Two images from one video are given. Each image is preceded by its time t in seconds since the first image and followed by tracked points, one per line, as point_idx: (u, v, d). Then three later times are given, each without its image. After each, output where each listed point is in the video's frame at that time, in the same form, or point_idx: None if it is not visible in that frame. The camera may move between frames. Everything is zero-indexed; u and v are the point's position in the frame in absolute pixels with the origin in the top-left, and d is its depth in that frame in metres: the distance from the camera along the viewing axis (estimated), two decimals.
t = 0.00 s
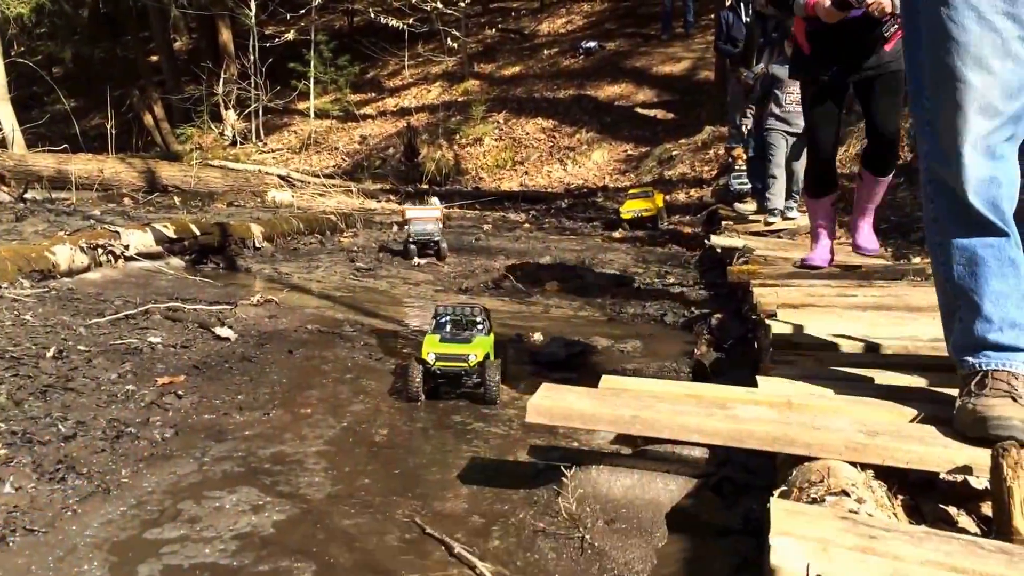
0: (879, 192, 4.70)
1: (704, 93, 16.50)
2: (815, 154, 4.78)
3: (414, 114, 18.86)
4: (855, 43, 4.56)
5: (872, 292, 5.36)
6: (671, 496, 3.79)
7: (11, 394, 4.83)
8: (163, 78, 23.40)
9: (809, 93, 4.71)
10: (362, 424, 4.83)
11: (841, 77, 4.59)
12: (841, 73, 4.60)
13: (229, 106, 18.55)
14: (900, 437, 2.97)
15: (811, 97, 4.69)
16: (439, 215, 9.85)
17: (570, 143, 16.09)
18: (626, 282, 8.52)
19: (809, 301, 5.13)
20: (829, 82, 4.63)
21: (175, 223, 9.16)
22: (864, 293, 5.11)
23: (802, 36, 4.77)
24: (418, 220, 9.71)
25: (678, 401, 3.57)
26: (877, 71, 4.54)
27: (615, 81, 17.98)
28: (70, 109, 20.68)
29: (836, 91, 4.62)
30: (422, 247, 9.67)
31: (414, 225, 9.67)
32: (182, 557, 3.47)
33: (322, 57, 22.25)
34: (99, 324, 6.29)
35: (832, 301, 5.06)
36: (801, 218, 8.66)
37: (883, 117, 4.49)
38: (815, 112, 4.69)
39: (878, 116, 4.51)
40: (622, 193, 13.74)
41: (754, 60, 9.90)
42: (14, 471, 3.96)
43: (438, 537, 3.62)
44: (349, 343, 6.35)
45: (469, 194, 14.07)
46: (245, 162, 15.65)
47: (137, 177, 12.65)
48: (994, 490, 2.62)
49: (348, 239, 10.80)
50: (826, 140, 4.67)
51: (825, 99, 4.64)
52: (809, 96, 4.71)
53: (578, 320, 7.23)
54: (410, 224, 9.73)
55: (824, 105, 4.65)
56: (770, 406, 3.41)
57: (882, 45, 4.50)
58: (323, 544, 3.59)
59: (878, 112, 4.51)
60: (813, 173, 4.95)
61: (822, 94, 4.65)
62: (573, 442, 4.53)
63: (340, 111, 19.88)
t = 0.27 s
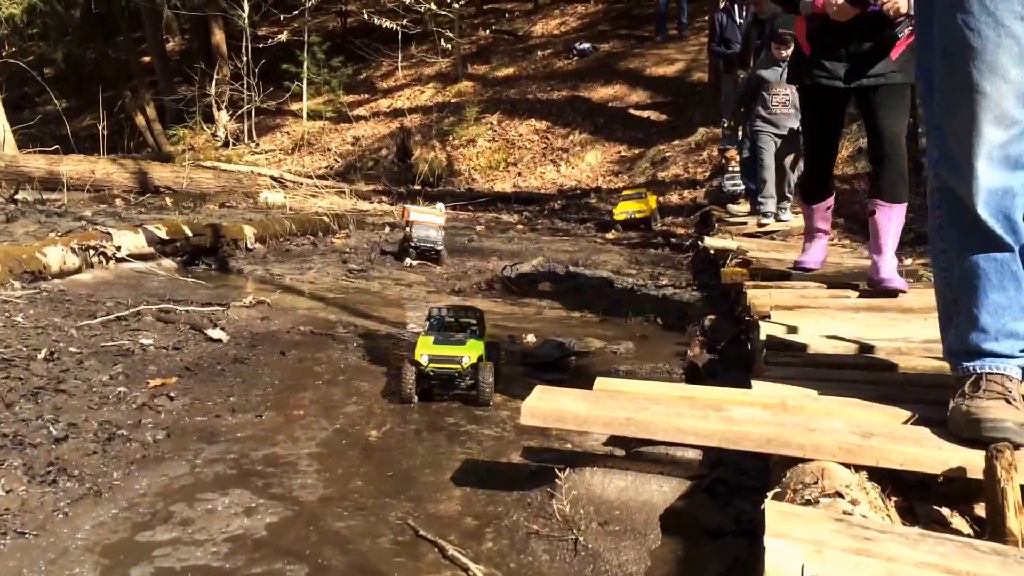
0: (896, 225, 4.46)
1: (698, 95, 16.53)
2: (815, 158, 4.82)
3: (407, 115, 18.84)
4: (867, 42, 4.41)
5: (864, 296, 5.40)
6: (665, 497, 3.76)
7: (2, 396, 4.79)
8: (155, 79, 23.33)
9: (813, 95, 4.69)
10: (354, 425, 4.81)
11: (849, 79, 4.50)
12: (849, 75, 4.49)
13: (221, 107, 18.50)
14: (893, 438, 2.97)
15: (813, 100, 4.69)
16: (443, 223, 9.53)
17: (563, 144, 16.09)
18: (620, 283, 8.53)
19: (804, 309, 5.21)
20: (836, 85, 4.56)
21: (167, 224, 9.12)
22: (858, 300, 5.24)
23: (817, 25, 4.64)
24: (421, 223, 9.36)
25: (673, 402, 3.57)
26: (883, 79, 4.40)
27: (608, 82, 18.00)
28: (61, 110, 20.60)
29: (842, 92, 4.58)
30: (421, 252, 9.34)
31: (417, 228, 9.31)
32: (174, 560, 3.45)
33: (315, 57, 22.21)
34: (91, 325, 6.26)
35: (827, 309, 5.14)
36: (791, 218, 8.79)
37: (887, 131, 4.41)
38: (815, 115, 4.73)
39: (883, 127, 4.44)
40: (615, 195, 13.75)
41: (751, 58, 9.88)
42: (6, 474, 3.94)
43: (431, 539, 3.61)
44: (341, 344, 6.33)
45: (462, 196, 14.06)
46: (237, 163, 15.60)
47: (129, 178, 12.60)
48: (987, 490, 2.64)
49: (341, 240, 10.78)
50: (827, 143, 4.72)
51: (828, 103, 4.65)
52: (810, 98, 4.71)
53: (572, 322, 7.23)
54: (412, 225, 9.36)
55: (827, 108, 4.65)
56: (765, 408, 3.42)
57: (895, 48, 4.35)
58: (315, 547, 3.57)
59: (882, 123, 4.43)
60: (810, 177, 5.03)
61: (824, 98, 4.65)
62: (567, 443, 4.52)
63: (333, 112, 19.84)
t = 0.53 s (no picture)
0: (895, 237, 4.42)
1: (690, 95, 16.56)
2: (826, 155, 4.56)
3: (399, 115, 18.82)
4: (881, 34, 4.20)
5: (857, 299, 5.42)
6: (659, 501, 3.75)
7: None
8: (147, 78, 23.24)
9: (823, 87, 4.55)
10: (348, 428, 4.80)
11: (859, 73, 4.33)
12: (858, 70, 4.32)
13: (213, 107, 18.43)
14: (888, 440, 3.05)
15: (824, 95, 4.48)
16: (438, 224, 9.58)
17: (556, 145, 16.09)
18: (613, 285, 8.54)
19: (801, 313, 5.24)
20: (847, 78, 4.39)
21: (159, 224, 9.07)
22: (856, 302, 5.26)
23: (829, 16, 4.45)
24: (417, 225, 9.41)
25: (667, 404, 3.60)
26: (899, 75, 4.20)
27: (601, 83, 18.02)
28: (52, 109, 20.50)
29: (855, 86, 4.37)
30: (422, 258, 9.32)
31: (413, 231, 9.35)
32: (169, 564, 3.43)
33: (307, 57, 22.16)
34: (83, 327, 6.22)
35: (822, 313, 5.17)
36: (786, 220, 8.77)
37: (900, 133, 4.22)
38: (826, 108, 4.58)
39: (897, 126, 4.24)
40: (608, 195, 13.76)
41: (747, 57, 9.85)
42: None
43: (426, 542, 3.60)
44: (334, 346, 6.31)
45: (455, 196, 14.05)
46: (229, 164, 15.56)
47: (120, 179, 12.55)
48: (984, 491, 2.71)
49: (333, 241, 10.75)
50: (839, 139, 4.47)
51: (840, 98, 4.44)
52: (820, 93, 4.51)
53: (566, 324, 7.23)
54: (408, 229, 9.42)
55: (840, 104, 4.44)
56: (760, 411, 3.45)
57: (915, 41, 4.16)
58: (310, 550, 3.56)
59: (894, 123, 4.25)
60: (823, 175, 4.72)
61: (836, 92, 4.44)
62: (562, 446, 4.52)
63: (325, 112, 19.79)
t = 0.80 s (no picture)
0: (897, 242, 4.59)
1: (684, 94, 16.57)
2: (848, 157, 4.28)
3: (392, 114, 18.79)
4: (890, 28, 4.08)
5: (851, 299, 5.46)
6: (655, 504, 3.79)
7: None
8: (138, 78, 23.14)
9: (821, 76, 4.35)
10: (343, 430, 4.79)
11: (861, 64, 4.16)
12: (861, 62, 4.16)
13: (205, 106, 18.36)
14: (885, 444, 3.14)
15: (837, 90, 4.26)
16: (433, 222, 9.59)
17: (549, 144, 16.08)
18: (608, 285, 8.55)
19: (795, 312, 5.30)
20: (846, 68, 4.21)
21: (152, 225, 9.03)
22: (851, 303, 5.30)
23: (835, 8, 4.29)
24: (413, 225, 9.39)
25: (663, 406, 3.61)
26: (912, 72, 4.09)
27: (594, 82, 18.01)
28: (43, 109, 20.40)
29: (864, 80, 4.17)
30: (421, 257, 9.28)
31: (410, 230, 9.32)
32: (163, 567, 3.42)
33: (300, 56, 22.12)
34: (76, 328, 6.19)
35: (817, 313, 5.22)
36: (784, 229, 8.45)
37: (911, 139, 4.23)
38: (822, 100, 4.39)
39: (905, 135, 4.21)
40: (602, 194, 13.77)
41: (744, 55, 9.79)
42: None
43: (421, 545, 3.59)
44: (329, 348, 6.29)
45: (449, 196, 14.03)
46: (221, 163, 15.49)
47: (113, 179, 12.49)
48: (983, 492, 2.77)
49: (327, 241, 10.71)
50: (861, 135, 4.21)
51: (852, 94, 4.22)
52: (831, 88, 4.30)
53: (561, 324, 7.23)
54: (404, 229, 9.39)
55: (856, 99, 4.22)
56: (754, 414, 3.50)
57: (931, 38, 4.08)
58: (306, 553, 3.55)
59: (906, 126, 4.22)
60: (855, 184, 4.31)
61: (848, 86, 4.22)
62: (557, 446, 4.52)
63: (318, 111, 19.74)
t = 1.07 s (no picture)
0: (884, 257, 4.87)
1: (679, 92, 16.57)
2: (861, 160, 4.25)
3: (386, 113, 18.74)
4: (900, 22, 3.94)
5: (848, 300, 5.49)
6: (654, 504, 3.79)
7: None
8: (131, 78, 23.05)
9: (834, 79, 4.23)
10: (339, 432, 4.77)
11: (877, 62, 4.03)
12: (877, 59, 4.02)
13: (198, 105, 18.29)
14: (883, 446, 3.17)
15: (847, 89, 4.17)
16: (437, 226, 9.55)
17: (544, 143, 16.06)
18: (604, 285, 8.56)
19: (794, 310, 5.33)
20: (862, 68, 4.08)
21: (145, 226, 8.98)
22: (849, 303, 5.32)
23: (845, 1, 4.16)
24: (417, 225, 9.33)
25: (661, 407, 3.62)
26: (930, 65, 3.94)
27: (589, 80, 18.00)
28: (35, 109, 20.30)
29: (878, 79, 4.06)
30: (425, 257, 9.17)
31: (414, 231, 9.26)
32: (160, 572, 3.40)
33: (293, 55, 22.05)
34: (70, 330, 6.16)
35: (815, 312, 5.24)
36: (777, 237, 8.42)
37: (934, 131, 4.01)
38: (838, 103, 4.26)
39: (920, 128, 4.04)
40: (597, 193, 13.76)
41: (742, 53, 9.78)
42: None
43: (419, 548, 3.58)
44: (324, 349, 6.27)
45: (443, 195, 14.00)
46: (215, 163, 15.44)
47: (105, 180, 12.43)
48: (983, 494, 2.78)
49: (321, 241, 10.66)
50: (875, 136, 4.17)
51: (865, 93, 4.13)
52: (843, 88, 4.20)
53: (557, 325, 7.22)
54: (408, 230, 9.32)
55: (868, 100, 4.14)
56: (752, 415, 3.55)
57: (946, 28, 3.90)
58: (303, 557, 3.53)
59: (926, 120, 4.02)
60: (863, 197, 4.35)
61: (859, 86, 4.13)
62: (554, 447, 4.51)
63: (311, 110, 19.68)
